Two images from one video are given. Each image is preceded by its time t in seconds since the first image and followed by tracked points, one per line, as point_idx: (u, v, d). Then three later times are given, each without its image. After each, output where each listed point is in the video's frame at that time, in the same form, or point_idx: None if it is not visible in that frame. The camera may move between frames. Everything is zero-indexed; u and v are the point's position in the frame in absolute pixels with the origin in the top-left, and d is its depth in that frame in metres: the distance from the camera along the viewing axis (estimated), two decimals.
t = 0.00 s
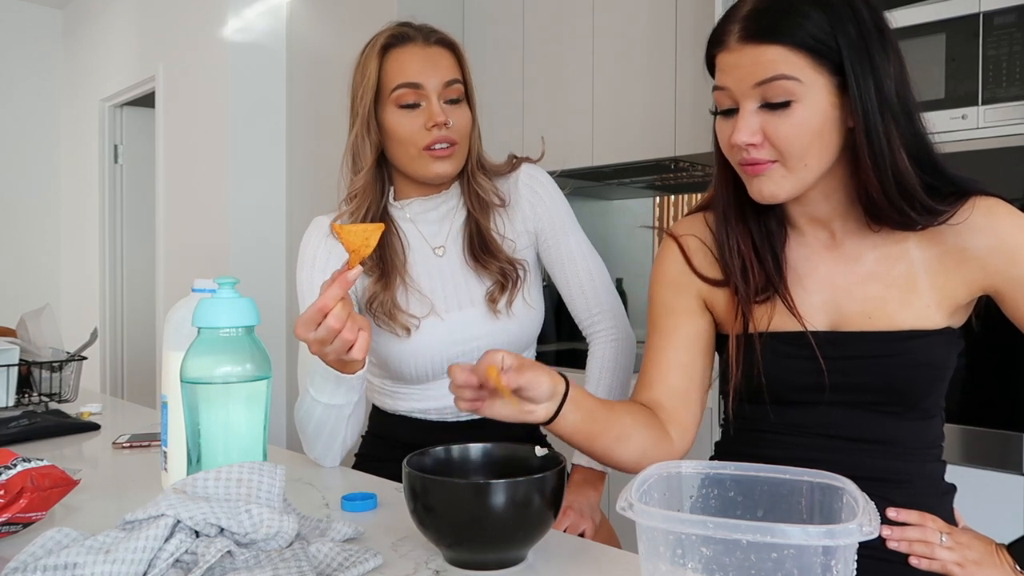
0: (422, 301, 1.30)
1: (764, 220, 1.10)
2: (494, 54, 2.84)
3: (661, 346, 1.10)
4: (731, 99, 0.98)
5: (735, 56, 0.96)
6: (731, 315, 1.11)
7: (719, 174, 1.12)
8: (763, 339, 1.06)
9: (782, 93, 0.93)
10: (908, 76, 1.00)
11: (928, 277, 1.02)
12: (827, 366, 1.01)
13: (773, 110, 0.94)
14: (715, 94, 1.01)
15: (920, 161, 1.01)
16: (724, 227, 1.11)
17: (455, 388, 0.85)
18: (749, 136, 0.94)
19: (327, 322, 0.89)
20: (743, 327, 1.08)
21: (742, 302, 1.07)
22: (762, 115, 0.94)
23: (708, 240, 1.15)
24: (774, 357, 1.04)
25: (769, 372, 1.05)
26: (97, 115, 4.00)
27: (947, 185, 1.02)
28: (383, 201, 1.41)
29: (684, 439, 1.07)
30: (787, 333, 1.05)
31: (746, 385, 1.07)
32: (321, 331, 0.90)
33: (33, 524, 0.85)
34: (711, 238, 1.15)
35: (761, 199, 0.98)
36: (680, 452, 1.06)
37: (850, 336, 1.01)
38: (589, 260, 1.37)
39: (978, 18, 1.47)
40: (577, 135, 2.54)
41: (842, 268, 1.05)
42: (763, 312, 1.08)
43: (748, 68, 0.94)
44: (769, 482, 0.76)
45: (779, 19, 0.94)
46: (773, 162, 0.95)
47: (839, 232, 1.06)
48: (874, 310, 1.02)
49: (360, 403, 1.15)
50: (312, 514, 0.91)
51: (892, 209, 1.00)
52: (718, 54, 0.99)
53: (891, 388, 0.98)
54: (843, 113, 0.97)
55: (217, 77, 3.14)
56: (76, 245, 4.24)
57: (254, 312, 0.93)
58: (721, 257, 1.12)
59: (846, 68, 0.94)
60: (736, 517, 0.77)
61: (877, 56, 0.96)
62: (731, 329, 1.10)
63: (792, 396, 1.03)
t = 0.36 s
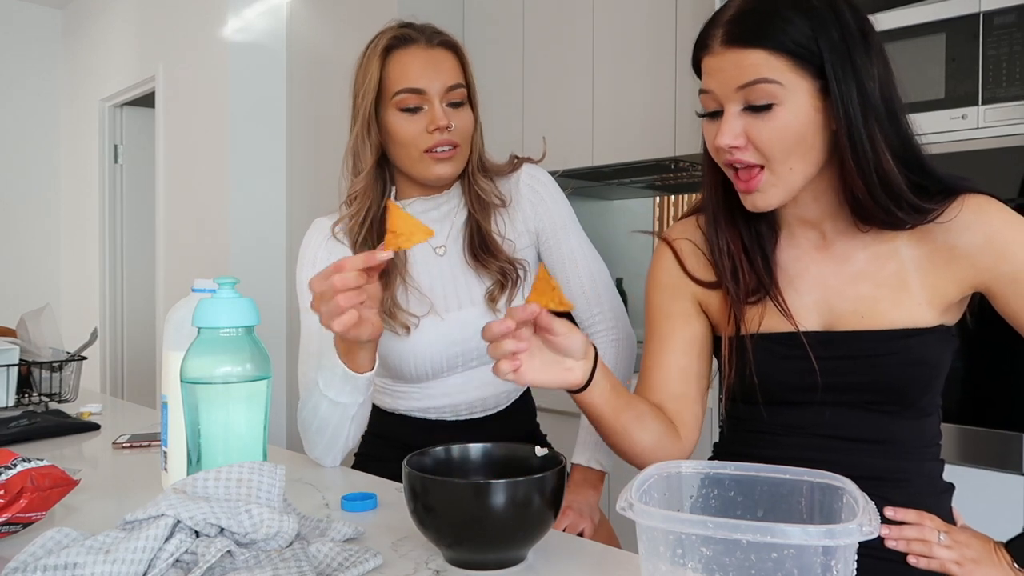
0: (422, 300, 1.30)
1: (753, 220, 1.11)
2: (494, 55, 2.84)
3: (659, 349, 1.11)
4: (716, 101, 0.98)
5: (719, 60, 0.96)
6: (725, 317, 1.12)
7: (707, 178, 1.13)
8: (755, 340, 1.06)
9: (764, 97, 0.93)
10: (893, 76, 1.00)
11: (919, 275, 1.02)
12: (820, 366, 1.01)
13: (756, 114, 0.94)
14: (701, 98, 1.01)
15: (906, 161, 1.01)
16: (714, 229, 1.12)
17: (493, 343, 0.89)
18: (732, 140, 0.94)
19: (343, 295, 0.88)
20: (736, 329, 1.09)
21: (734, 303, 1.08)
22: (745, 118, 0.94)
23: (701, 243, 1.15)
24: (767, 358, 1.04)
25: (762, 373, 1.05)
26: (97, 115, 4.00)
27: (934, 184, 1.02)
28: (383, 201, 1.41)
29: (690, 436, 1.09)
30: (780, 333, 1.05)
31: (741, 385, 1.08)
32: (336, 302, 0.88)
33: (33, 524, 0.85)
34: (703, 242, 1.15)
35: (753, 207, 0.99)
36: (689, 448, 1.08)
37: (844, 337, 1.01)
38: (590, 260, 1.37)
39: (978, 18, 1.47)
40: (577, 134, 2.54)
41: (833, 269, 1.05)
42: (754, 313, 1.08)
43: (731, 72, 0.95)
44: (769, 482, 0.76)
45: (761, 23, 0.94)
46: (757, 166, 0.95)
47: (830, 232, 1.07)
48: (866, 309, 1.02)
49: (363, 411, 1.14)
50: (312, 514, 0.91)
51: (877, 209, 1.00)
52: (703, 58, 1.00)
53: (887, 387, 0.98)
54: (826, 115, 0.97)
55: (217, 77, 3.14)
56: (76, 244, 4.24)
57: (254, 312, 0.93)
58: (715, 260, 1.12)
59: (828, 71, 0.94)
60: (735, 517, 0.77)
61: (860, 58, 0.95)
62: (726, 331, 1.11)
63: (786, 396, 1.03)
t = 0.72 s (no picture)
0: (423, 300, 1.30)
1: (744, 222, 1.11)
2: (494, 55, 2.84)
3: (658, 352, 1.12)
4: (710, 108, 0.98)
5: (711, 66, 0.97)
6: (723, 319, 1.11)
7: (700, 181, 1.13)
8: (750, 342, 1.06)
9: (757, 103, 0.93)
10: (884, 78, 1.00)
11: (913, 275, 1.02)
12: (815, 366, 1.01)
13: (749, 118, 0.94)
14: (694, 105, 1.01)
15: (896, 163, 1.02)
16: (707, 232, 1.13)
17: (510, 320, 0.92)
18: (727, 145, 0.94)
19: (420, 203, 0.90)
20: (731, 332, 1.09)
21: (729, 306, 1.08)
22: (740, 123, 0.94)
23: (697, 247, 1.14)
24: (762, 360, 1.05)
25: (758, 375, 1.05)
26: (97, 115, 4.00)
27: (926, 185, 1.02)
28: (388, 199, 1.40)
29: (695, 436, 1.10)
30: (776, 335, 1.05)
31: (736, 386, 1.08)
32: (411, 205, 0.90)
33: (33, 524, 0.85)
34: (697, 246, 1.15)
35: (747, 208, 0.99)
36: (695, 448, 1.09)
37: (840, 338, 1.01)
38: (591, 259, 1.36)
39: (978, 18, 1.48)
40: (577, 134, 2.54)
41: (827, 270, 1.05)
42: (749, 315, 1.08)
43: (724, 78, 0.95)
44: (769, 482, 0.76)
45: (752, 29, 0.94)
46: (752, 170, 0.95)
47: (823, 234, 1.07)
48: (861, 310, 1.02)
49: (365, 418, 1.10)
50: (312, 514, 0.91)
51: (869, 210, 1.00)
52: (696, 64, 1.00)
53: (884, 387, 0.98)
54: (819, 118, 0.97)
55: (217, 77, 3.14)
56: (76, 245, 4.24)
57: (254, 312, 0.93)
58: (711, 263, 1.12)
59: (819, 74, 0.94)
60: (736, 517, 0.77)
61: (851, 60, 0.96)
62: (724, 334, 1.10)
63: (781, 396, 1.03)
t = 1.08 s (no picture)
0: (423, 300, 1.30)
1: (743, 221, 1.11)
2: (494, 55, 2.84)
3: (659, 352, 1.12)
4: (710, 106, 0.98)
5: (712, 65, 0.97)
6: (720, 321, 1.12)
7: (699, 180, 1.13)
8: (747, 342, 1.07)
9: (757, 101, 0.93)
10: (883, 79, 1.00)
11: (912, 275, 1.02)
12: (812, 366, 1.01)
13: (749, 117, 0.94)
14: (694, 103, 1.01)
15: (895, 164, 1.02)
16: (706, 232, 1.12)
17: (516, 328, 0.90)
18: (727, 143, 0.94)
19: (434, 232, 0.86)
20: (728, 332, 1.09)
21: (727, 306, 1.08)
22: (740, 121, 0.94)
23: (696, 248, 1.14)
24: (761, 360, 1.05)
25: (757, 374, 1.05)
26: (97, 115, 4.00)
27: (925, 185, 1.02)
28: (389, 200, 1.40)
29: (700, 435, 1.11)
30: (774, 335, 1.05)
31: (734, 386, 1.08)
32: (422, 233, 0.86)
33: (33, 524, 0.85)
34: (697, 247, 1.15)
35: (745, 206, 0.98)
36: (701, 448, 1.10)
37: (838, 337, 1.01)
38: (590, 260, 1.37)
39: (978, 18, 1.48)
40: (577, 134, 2.54)
41: (827, 270, 1.05)
42: (747, 314, 1.09)
43: (724, 78, 0.95)
44: (769, 481, 0.76)
45: (753, 27, 0.94)
46: (751, 168, 0.95)
47: (822, 233, 1.07)
48: (860, 310, 1.02)
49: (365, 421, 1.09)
50: (312, 514, 0.91)
51: (869, 210, 1.00)
52: (696, 63, 1.00)
53: (884, 387, 0.98)
54: (818, 117, 0.97)
55: (217, 77, 3.14)
56: (76, 245, 4.24)
57: (254, 312, 0.93)
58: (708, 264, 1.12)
59: (819, 73, 0.94)
60: (735, 517, 0.77)
61: (851, 60, 0.96)
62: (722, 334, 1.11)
63: (779, 396, 1.03)
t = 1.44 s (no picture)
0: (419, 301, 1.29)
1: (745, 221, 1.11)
2: (493, 55, 2.84)
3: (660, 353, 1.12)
4: (712, 106, 0.98)
5: (714, 65, 0.97)
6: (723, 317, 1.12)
7: (701, 180, 1.13)
8: (749, 342, 1.07)
9: (758, 101, 0.93)
10: (886, 80, 1.00)
11: (914, 275, 1.02)
12: (813, 366, 1.01)
13: (751, 117, 0.94)
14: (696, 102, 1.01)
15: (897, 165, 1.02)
16: (709, 231, 1.13)
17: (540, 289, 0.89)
18: (728, 143, 0.94)
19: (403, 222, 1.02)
20: (730, 331, 1.09)
21: (729, 305, 1.08)
22: (741, 121, 0.94)
23: (698, 248, 1.14)
24: (763, 360, 1.05)
25: (758, 374, 1.05)
26: (97, 115, 4.00)
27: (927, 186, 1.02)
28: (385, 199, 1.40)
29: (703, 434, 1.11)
30: (775, 335, 1.05)
31: (734, 386, 1.08)
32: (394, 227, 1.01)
33: (33, 524, 0.85)
34: (699, 246, 1.15)
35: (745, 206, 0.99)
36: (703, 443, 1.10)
37: (839, 337, 1.01)
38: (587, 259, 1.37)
39: (978, 18, 1.48)
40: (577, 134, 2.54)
41: (828, 270, 1.05)
42: (749, 315, 1.09)
43: (726, 78, 0.95)
44: (769, 481, 0.76)
45: (756, 27, 0.94)
46: (753, 169, 0.95)
47: (825, 233, 1.06)
48: (862, 310, 1.02)
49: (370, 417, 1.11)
50: (312, 514, 0.91)
51: (872, 209, 1.00)
52: (699, 62, 1.00)
53: (885, 387, 0.98)
54: (820, 118, 0.97)
55: (217, 77, 3.14)
56: (76, 245, 4.24)
57: (254, 312, 0.93)
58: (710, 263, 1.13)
59: (821, 74, 0.94)
60: (736, 517, 0.77)
61: (853, 61, 0.96)
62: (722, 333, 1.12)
63: (779, 395, 1.04)
